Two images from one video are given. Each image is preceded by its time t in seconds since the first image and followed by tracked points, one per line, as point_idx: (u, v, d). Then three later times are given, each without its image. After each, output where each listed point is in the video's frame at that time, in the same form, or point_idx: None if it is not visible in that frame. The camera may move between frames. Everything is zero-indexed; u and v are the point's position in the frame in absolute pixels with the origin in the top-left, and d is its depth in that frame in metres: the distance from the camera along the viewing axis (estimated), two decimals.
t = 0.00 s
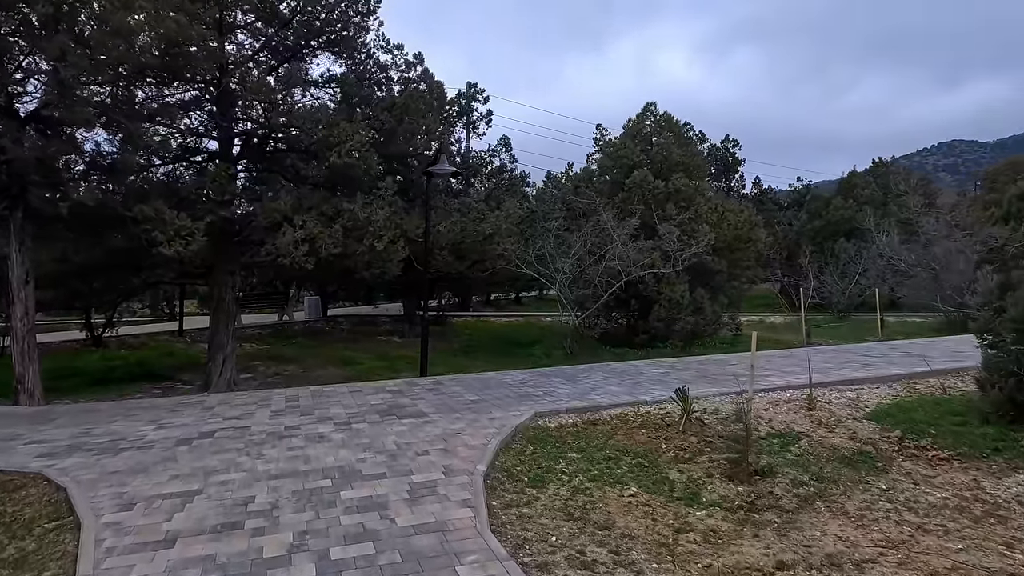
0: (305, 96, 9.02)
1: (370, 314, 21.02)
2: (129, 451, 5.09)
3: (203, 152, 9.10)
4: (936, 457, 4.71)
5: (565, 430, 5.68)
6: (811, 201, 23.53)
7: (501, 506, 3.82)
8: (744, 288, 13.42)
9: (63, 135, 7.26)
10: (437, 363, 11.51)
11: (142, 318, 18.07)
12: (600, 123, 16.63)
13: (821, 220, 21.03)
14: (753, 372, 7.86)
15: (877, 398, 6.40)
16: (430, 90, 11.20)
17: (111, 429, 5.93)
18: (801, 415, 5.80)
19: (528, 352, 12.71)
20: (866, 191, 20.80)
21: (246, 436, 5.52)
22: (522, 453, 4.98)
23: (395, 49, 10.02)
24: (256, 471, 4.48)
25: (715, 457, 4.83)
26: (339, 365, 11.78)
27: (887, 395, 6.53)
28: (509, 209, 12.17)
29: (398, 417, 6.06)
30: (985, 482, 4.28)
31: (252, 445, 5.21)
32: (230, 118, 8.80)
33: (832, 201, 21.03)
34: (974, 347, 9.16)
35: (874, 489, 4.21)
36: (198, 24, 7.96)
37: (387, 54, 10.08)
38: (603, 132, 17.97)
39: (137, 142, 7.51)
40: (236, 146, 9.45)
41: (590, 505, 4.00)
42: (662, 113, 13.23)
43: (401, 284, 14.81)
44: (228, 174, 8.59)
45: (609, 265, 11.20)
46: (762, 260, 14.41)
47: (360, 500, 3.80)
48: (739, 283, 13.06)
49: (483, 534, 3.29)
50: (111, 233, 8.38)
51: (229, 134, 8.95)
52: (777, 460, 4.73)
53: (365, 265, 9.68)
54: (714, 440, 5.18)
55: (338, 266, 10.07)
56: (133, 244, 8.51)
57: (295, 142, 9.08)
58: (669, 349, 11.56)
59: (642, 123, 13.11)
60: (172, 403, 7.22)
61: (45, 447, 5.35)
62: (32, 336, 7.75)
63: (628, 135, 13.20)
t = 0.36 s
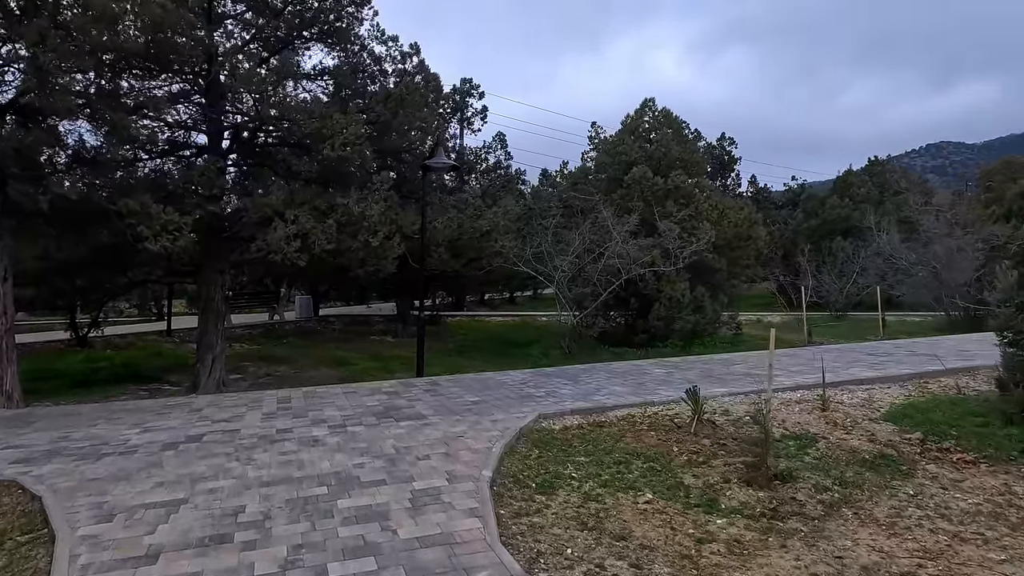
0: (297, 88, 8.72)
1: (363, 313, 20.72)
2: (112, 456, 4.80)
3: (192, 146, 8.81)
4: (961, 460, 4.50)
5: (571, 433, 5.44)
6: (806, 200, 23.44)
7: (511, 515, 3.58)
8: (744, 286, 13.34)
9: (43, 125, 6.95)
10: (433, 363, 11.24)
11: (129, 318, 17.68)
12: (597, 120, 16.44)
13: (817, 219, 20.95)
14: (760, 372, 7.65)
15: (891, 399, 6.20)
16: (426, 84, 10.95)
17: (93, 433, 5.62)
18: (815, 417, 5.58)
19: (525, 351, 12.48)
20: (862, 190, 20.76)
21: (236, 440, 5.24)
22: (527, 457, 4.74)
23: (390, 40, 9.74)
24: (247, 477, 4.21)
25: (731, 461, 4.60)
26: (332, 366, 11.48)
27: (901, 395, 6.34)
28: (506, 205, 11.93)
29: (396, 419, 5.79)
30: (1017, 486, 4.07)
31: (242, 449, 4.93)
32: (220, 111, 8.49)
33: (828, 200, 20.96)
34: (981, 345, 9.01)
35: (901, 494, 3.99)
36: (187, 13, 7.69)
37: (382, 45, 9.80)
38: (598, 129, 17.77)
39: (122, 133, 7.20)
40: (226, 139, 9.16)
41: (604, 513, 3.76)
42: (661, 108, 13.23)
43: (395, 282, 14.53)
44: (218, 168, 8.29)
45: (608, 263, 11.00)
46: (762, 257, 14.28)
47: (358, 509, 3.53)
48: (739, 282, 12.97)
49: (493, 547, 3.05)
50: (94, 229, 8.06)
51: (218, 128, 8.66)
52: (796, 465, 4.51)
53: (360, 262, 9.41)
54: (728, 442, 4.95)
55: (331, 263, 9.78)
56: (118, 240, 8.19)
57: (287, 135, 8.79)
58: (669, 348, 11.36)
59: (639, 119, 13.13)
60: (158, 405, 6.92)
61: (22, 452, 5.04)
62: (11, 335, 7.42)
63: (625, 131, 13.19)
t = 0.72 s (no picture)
0: (289, 83, 8.41)
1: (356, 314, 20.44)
2: (93, 471, 4.52)
3: (181, 144, 8.48)
4: (990, 473, 4.30)
5: (578, 444, 5.21)
6: (802, 200, 23.37)
7: (523, 538, 3.34)
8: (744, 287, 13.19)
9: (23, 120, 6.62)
10: (428, 366, 11.01)
11: (116, 319, 17.30)
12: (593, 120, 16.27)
13: (814, 219, 20.90)
14: (767, 377, 7.45)
15: (906, 406, 6.02)
16: (422, 80, 10.69)
17: (74, 445, 5.33)
18: (830, 425, 5.38)
19: (523, 353, 12.26)
20: (858, 190, 20.72)
21: (226, 452, 4.96)
22: (536, 471, 4.50)
23: (385, 35, 9.47)
24: (238, 495, 3.94)
25: (750, 475, 4.38)
26: (326, 369, 11.20)
27: (916, 402, 6.15)
28: (504, 205, 11.69)
29: (394, 429, 5.54)
30: None
31: (233, 463, 4.65)
32: (209, 106, 8.18)
33: (824, 201, 20.93)
34: (988, 348, 8.87)
35: (933, 511, 3.78)
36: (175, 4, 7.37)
37: (377, 40, 9.52)
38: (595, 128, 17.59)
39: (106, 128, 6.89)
40: (216, 136, 8.85)
41: (621, 534, 3.53)
42: (661, 106, 13.12)
43: (389, 283, 14.27)
44: (208, 164, 8.00)
45: (608, 264, 10.79)
46: (761, 258, 14.15)
47: (359, 533, 3.28)
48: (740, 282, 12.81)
49: None
50: (77, 228, 7.73)
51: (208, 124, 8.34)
52: (818, 479, 4.29)
53: (354, 262, 9.13)
54: (744, 453, 4.73)
55: (325, 263, 9.50)
56: (103, 240, 7.86)
57: (279, 132, 8.53)
58: (670, 350, 11.17)
59: (638, 117, 13.01)
60: (144, 413, 6.62)
61: None
62: None
63: (624, 129, 13.06)
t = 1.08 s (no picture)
0: (274, 72, 8.06)
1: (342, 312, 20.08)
2: (61, 480, 4.18)
3: (160, 135, 8.10)
4: (1014, 477, 4.11)
5: (580, 447, 4.96)
6: (791, 199, 23.37)
7: (530, 553, 3.08)
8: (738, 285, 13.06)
9: None
10: (418, 365, 10.71)
11: (94, 317, 16.79)
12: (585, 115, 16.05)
13: (803, 218, 20.97)
14: (768, 376, 7.27)
15: (914, 405, 5.84)
16: (412, 70, 10.39)
17: (42, 450, 4.98)
18: (841, 426, 5.18)
19: (514, 352, 12.02)
20: (847, 189, 20.73)
21: (206, 458, 4.64)
22: (538, 477, 4.25)
23: (374, 23, 9.15)
24: (219, 506, 3.63)
25: (764, 481, 4.16)
26: (312, 368, 10.87)
27: (924, 401, 5.98)
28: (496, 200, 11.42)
29: (386, 432, 5.26)
30: None
31: (214, 469, 4.34)
32: (190, 95, 7.81)
33: (814, 200, 21.03)
34: (987, 347, 8.77)
35: (961, 518, 3.57)
36: None
37: (366, 27, 9.19)
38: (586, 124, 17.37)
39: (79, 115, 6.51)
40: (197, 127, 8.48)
41: (635, 546, 3.28)
42: (654, 101, 12.93)
43: (377, 280, 13.96)
44: (188, 154, 7.63)
45: (602, 261, 10.58)
46: (755, 256, 14.02)
47: (352, 548, 3.00)
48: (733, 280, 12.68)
49: None
50: (49, 221, 7.34)
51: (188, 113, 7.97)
52: (835, 483, 4.07)
53: (342, 257, 8.81)
54: (756, 457, 4.52)
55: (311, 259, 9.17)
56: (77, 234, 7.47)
57: (264, 122, 8.18)
58: (664, 349, 10.98)
59: (632, 111, 12.82)
60: (120, 415, 6.27)
61: None
62: None
63: (617, 123, 12.87)
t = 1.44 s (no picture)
0: (259, 66, 7.70)
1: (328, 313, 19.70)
2: (26, 501, 3.86)
3: (139, 131, 7.74)
4: None
5: (583, 460, 4.73)
6: (780, 199, 23.37)
7: None
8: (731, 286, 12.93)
9: None
10: (408, 369, 10.42)
11: (70, 319, 16.27)
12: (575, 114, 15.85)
13: (792, 218, 21.18)
14: (769, 381, 7.09)
15: (923, 413, 5.68)
16: (402, 65, 10.09)
17: (8, 466, 4.64)
18: (851, 436, 5.00)
19: (505, 355, 11.77)
20: (836, 189, 20.81)
21: (185, 475, 4.34)
22: (541, 494, 4.01)
23: (362, 15, 8.84)
24: (199, 531, 3.35)
25: (780, 496, 3.95)
26: (297, 372, 10.53)
27: (932, 408, 5.83)
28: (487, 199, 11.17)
29: (378, 444, 4.99)
30: None
31: (194, 488, 4.05)
32: (170, 88, 7.45)
33: (803, 201, 21.22)
34: (984, 350, 8.70)
35: (991, 538, 3.38)
36: None
37: (353, 20, 8.87)
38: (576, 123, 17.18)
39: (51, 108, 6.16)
40: (178, 122, 8.13)
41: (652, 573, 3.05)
42: (647, 99, 12.77)
43: (364, 281, 13.65)
44: (167, 150, 7.29)
45: (596, 262, 10.37)
46: (747, 257, 13.91)
47: None
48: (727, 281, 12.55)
49: None
50: (20, 220, 6.96)
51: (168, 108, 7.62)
52: (854, 498, 3.87)
53: (329, 258, 8.50)
54: (768, 471, 4.32)
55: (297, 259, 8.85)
56: (49, 234, 7.10)
57: (247, 118, 7.86)
58: (658, 352, 10.81)
59: (624, 110, 12.65)
60: (94, 425, 5.93)
61: None
62: None
63: (609, 123, 12.71)
